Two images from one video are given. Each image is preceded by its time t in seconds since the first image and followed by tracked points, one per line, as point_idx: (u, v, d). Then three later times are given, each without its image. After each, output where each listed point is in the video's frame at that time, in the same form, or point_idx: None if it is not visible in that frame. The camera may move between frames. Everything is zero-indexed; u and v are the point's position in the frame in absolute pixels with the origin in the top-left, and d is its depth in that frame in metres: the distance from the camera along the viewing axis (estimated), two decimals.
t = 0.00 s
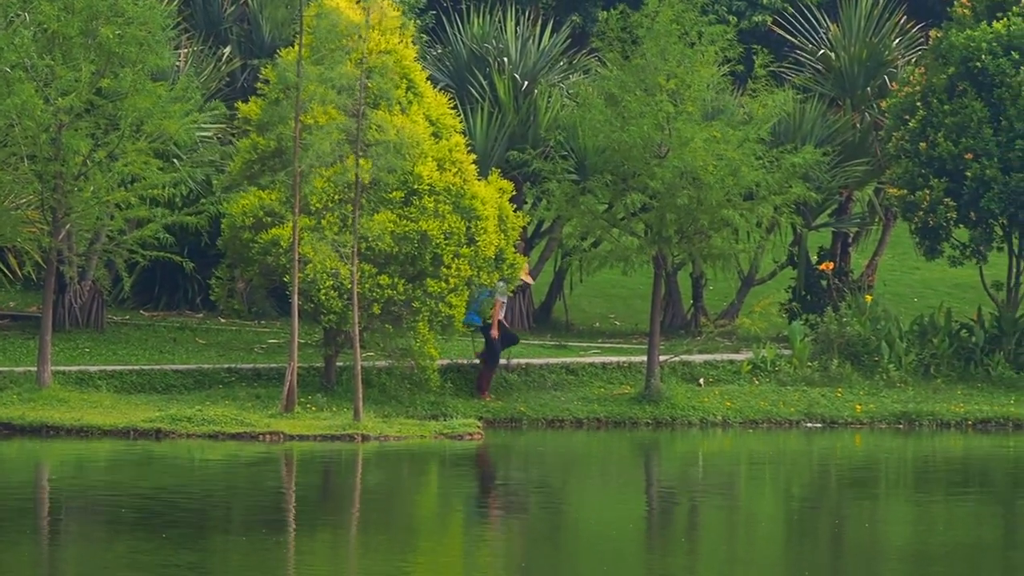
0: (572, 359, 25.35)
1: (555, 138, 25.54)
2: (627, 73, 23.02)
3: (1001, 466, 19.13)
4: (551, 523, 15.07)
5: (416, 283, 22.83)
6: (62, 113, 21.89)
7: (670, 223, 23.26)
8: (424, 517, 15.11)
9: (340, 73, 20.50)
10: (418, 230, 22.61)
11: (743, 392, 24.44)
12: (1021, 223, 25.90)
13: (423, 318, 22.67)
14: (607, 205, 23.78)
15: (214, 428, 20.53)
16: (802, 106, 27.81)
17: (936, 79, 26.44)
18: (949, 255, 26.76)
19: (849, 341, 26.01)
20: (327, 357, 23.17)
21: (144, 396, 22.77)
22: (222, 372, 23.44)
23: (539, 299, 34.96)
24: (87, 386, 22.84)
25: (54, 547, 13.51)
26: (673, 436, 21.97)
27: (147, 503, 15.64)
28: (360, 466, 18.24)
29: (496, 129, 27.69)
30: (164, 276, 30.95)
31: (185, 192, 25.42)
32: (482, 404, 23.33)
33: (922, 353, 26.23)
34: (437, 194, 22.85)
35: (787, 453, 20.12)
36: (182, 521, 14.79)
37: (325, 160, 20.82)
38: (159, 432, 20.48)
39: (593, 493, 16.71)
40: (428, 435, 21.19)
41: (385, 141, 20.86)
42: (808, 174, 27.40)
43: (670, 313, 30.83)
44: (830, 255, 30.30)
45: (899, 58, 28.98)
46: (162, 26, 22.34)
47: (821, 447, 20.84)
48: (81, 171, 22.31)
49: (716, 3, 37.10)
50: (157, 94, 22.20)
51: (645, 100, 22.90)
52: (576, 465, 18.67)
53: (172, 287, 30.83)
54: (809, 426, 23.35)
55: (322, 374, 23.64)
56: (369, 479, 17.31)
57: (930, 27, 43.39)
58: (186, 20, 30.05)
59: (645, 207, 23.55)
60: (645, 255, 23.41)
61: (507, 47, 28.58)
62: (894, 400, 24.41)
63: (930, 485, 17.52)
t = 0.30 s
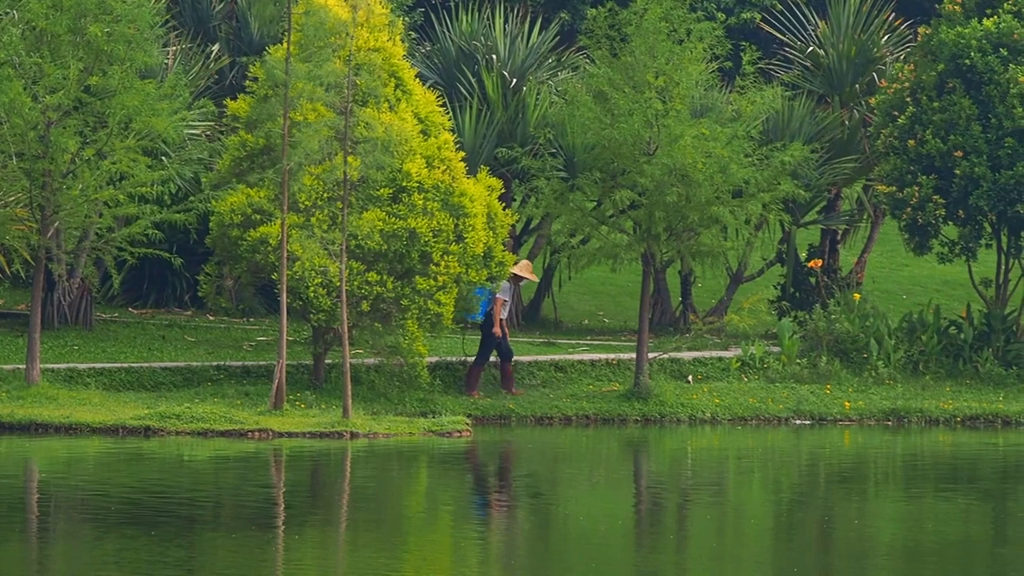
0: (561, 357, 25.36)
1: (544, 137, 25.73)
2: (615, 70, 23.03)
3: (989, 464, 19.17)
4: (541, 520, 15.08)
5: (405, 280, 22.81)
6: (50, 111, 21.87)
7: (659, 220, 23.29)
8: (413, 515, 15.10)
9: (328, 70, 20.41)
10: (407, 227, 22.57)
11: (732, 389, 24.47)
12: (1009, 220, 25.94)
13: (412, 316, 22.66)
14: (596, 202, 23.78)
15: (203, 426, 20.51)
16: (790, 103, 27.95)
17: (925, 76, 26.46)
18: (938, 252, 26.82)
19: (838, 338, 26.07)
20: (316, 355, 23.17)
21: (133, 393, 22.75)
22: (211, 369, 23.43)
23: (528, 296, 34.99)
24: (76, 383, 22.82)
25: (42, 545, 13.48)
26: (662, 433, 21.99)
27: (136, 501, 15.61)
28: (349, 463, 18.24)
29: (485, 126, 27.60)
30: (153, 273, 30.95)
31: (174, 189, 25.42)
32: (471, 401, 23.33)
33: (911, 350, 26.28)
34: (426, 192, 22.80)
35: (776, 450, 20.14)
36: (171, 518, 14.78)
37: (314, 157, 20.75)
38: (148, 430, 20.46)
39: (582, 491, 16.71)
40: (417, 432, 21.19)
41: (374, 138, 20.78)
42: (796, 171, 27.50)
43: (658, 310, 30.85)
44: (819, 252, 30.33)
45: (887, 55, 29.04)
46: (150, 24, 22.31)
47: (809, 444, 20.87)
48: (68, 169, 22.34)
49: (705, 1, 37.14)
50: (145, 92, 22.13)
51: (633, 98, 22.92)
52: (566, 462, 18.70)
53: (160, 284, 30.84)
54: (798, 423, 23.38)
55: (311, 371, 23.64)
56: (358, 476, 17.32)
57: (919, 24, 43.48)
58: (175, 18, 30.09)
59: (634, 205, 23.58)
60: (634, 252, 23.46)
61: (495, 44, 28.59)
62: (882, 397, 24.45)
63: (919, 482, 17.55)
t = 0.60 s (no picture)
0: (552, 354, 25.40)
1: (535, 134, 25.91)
2: (606, 68, 23.04)
3: (980, 460, 19.21)
4: (533, 517, 15.10)
5: (396, 277, 22.82)
6: (41, 108, 21.85)
7: (650, 218, 23.29)
8: (405, 512, 15.11)
9: (319, 68, 20.48)
10: (398, 225, 22.55)
11: (723, 386, 24.51)
12: (1000, 217, 26.00)
13: (402, 313, 22.68)
14: (587, 199, 23.75)
15: (194, 423, 20.52)
16: (781, 100, 28.05)
17: (916, 74, 26.49)
18: (929, 250, 26.88)
19: (828, 336, 26.14)
20: (307, 352, 23.18)
21: (124, 390, 22.74)
22: (202, 367, 23.44)
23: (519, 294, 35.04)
24: (67, 381, 22.82)
25: (34, 543, 13.48)
26: (653, 430, 22.01)
27: (128, 498, 15.62)
28: (340, 461, 18.25)
29: (475, 125, 27.66)
30: (144, 271, 30.95)
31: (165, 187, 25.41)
32: (462, 398, 23.35)
33: (902, 347, 26.34)
34: (417, 189, 22.80)
35: (767, 447, 20.17)
36: (161, 515, 14.79)
37: (304, 155, 20.74)
38: (139, 427, 20.46)
39: (574, 488, 16.73)
40: (408, 429, 21.20)
41: (365, 136, 20.82)
42: (787, 168, 27.54)
43: (649, 308, 30.92)
44: (810, 250, 30.35)
45: (878, 53, 29.08)
46: (141, 22, 22.29)
47: (801, 441, 20.90)
48: (59, 167, 22.33)
49: None
50: (136, 90, 22.11)
51: (624, 96, 22.92)
52: (557, 459, 18.73)
53: (151, 281, 30.84)
54: (789, 420, 23.42)
55: (302, 369, 23.65)
56: (349, 473, 17.34)
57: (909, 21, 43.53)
58: (165, 16, 30.08)
59: (625, 202, 23.60)
60: (625, 250, 23.46)
61: (485, 42, 28.60)
62: (873, 394, 24.49)
63: (911, 479, 17.58)
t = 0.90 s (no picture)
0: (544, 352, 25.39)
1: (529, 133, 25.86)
2: (600, 66, 23.06)
3: (973, 459, 19.21)
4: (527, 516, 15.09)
5: (388, 276, 22.82)
6: (34, 107, 21.78)
7: (643, 216, 23.30)
8: (397, 510, 15.09)
9: (313, 66, 20.43)
10: (391, 223, 22.54)
11: (716, 384, 24.49)
12: (993, 216, 26.01)
13: (395, 311, 22.74)
14: (580, 197, 23.74)
15: (187, 422, 20.50)
16: (774, 98, 28.06)
17: (909, 72, 26.51)
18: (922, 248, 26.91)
19: (821, 334, 26.18)
20: (299, 350, 23.16)
21: (117, 388, 22.72)
22: (195, 365, 23.43)
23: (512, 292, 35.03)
24: (60, 379, 22.79)
25: (26, 541, 13.45)
26: (646, 429, 22.00)
27: (121, 497, 15.59)
28: (333, 459, 18.23)
29: (468, 122, 27.65)
30: (137, 269, 30.91)
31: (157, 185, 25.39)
32: (455, 397, 23.33)
33: (895, 346, 26.35)
34: (410, 187, 22.84)
35: (760, 446, 20.15)
36: (153, 513, 14.78)
37: (298, 153, 20.76)
38: (132, 425, 20.43)
39: (567, 487, 16.72)
40: (400, 428, 21.18)
41: (359, 134, 20.75)
42: (780, 166, 27.60)
43: (643, 306, 30.97)
44: (803, 248, 30.36)
45: (871, 51, 29.10)
46: (134, 20, 22.28)
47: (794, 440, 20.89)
48: (53, 165, 22.30)
49: None
50: (129, 88, 22.13)
51: (618, 93, 22.96)
52: (550, 458, 18.72)
53: (145, 280, 30.80)
54: (781, 418, 23.41)
55: (295, 367, 23.63)
56: (341, 472, 17.32)
57: (902, 20, 43.59)
58: (158, 15, 30.05)
59: (618, 200, 23.59)
60: (618, 248, 23.48)
61: (479, 40, 28.63)
62: (866, 393, 24.49)
63: (904, 478, 17.58)
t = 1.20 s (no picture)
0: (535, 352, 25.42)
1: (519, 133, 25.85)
2: (590, 67, 23.05)
3: (962, 459, 19.26)
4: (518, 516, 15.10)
5: (379, 276, 22.82)
6: (24, 107, 21.74)
7: (633, 216, 23.32)
8: (387, 510, 15.10)
9: (303, 66, 20.38)
10: (381, 223, 22.53)
11: (706, 384, 24.52)
12: (983, 216, 26.05)
13: (386, 311, 22.70)
14: (570, 198, 23.73)
15: (177, 422, 20.49)
16: (765, 98, 28.05)
17: (900, 73, 26.55)
18: (912, 249, 26.98)
19: (811, 334, 26.22)
20: (290, 350, 23.16)
21: (107, 388, 22.70)
22: (185, 365, 23.41)
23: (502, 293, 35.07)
24: (50, 379, 22.77)
25: (15, 542, 13.44)
26: (636, 429, 22.02)
27: (110, 497, 15.58)
28: (323, 459, 18.25)
29: (458, 122, 27.66)
30: (127, 269, 30.90)
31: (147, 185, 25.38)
32: (445, 397, 23.35)
33: (885, 346, 26.40)
34: (400, 187, 22.83)
35: (750, 446, 20.18)
36: (143, 513, 14.77)
37: (288, 152, 20.79)
38: (121, 425, 20.42)
39: (556, 487, 16.74)
40: (391, 428, 21.19)
41: (349, 133, 20.77)
42: (771, 167, 27.67)
43: (632, 306, 30.96)
44: (793, 248, 30.43)
45: (861, 51, 29.15)
46: (124, 20, 22.30)
47: (784, 440, 20.92)
48: (43, 165, 22.26)
49: None
50: (119, 88, 22.18)
51: (608, 94, 22.91)
52: (540, 458, 18.74)
53: (134, 280, 30.79)
54: (772, 419, 23.45)
55: (285, 367, 23.64)
56: (332, 472, 17.32)
57: (892, 20, 43.65)
58: (148, 15, 30.02)
59: (608, 201, 23.59)
60: (608, 248, 23.52)
61: (469, 40, 28.61)
62: (856, 393, 24.53)
63: (893, 479, 17.61)
